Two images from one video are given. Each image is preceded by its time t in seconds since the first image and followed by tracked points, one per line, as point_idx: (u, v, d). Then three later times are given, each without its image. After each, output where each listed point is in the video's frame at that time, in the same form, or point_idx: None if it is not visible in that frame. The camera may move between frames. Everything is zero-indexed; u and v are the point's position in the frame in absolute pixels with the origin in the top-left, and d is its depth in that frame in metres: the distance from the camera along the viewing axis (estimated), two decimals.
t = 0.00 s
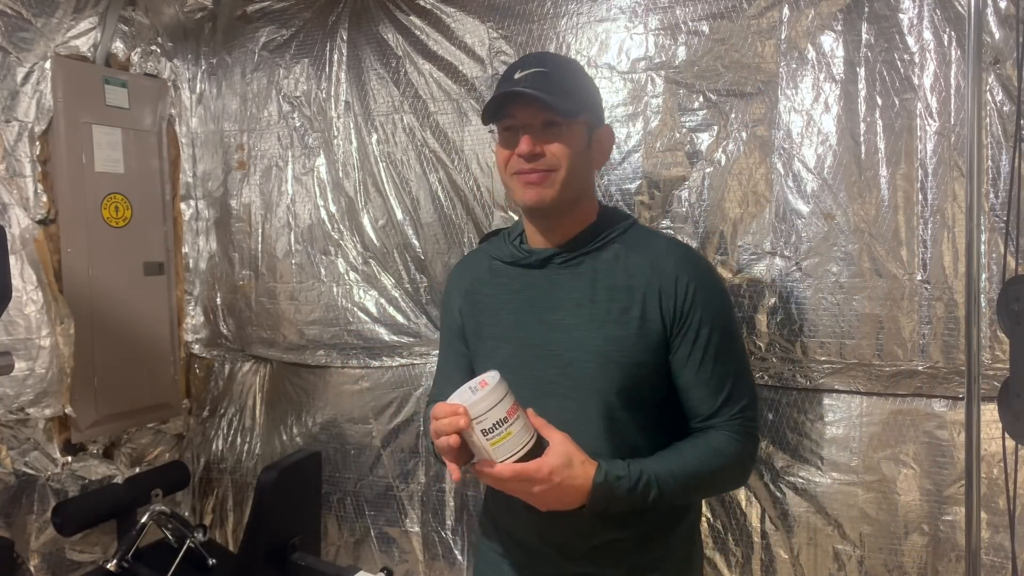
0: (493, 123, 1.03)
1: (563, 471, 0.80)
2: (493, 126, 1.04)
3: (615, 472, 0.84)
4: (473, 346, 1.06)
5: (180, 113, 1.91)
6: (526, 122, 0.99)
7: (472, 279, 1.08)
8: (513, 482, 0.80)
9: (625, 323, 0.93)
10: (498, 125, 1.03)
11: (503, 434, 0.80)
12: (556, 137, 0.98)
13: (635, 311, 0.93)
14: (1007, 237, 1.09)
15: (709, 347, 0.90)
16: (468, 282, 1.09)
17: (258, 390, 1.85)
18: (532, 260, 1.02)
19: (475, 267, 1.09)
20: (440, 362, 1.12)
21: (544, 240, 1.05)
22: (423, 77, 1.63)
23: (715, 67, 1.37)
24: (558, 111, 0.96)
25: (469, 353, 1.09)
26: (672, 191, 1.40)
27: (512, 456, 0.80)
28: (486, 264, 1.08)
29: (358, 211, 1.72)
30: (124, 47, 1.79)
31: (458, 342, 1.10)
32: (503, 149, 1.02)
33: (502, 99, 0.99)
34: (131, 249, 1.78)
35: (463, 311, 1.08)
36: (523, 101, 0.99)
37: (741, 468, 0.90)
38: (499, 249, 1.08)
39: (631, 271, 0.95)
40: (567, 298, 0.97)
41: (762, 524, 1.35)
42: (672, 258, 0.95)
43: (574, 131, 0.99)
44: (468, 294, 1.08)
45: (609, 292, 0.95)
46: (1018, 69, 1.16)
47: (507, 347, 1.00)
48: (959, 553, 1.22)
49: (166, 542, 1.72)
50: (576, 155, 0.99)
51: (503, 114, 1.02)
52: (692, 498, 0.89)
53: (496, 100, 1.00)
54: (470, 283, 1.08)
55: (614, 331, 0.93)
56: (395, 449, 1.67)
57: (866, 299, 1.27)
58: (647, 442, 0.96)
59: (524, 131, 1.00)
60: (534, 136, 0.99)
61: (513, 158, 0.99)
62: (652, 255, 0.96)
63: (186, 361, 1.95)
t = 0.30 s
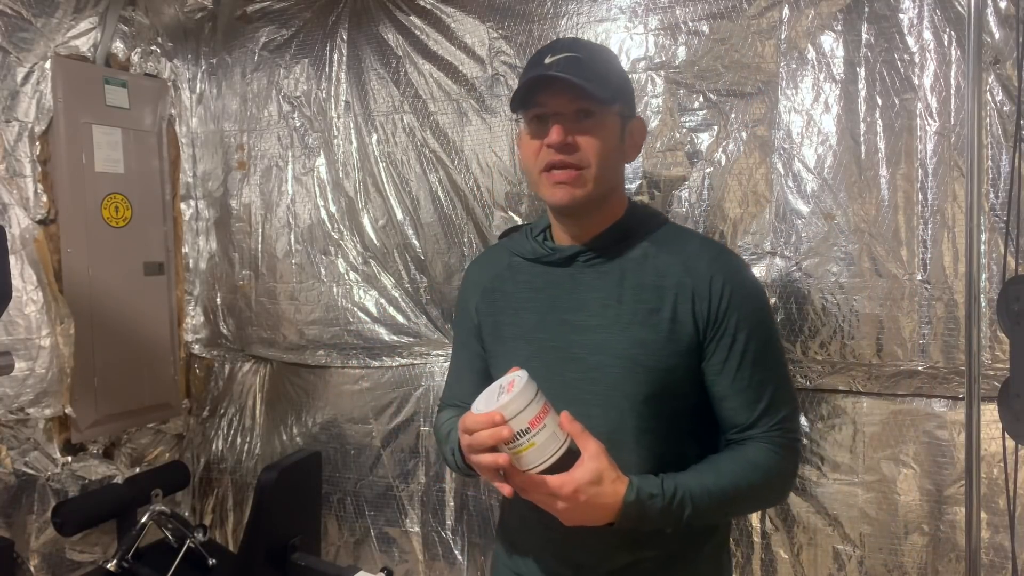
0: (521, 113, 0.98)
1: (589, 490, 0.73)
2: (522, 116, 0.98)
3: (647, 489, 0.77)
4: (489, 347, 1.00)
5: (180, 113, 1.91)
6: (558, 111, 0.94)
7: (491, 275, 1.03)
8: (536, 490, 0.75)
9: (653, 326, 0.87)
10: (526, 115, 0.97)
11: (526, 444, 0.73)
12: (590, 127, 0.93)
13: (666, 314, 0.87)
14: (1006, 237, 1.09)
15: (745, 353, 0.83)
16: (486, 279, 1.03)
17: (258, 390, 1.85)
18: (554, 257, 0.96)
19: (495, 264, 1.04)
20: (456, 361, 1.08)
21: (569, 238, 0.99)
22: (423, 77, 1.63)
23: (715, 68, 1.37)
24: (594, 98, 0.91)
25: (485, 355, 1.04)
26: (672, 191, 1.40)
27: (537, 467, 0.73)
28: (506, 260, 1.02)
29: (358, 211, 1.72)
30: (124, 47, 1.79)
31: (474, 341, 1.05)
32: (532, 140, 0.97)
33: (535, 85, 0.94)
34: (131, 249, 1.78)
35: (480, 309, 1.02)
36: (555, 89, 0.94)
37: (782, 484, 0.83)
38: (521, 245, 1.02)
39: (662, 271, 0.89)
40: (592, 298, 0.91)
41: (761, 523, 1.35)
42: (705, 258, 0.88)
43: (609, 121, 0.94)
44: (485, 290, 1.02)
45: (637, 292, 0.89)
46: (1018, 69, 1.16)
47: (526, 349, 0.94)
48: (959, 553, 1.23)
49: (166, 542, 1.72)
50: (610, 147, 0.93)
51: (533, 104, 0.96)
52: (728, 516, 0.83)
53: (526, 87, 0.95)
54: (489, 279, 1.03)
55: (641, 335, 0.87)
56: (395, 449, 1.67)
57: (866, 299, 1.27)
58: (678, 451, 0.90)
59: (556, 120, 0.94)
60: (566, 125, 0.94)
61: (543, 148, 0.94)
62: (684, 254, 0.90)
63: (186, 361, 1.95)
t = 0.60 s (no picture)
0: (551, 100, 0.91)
1: (629, 495, 0.70)
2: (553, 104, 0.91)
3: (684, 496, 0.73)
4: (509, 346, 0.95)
5: (180, 113, 1.91)
6: (593, 97, 0.88)
7: (510, 270, 0.96)
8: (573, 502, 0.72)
9: (691, 324, 0.81)
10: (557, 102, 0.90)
11: (557, 447, 0.72)
12: (628, 115, 0.87)
13: (706, 310, 0.81)
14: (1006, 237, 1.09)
15: (791, 352, 0.77)
16: (506, 272, 0.97)
17: (258, 390, 1.85)
18: (583, 250, 0.90)
19: (515, 255, 0.97)
20: (472, 360, 1.02)
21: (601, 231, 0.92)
22: (423, 77, 1.63)
23: (715, 68, 1.37)
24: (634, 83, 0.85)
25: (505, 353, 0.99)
26: (672, 191, 1.40)
27: (568, 472, 0.72)
28: (527, 253, 0.96)
29: (358, 211, 1.71)
30: (124, 47, 1.79)
31: (492, 338, 0.99)
32: (565, 129, 0.90)
33: (570, 69, 0.87)
34: (131, 249, 1.78)
35: (500, 307, 0.96)
36: (592, 73, 0.87)
37: (826, 492, 0.77)
38: (544, 237, 0.96)
39: (699, 263, 0.83)
40: (624, 294, 0.86)
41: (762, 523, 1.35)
42: (747, 248, 0.82)
43: (649, 108, 0.87)
44: (505, 286, 0.96)
45: (673, 287, 0.83)
46: (1018, 69, 1.16)
47: (553, 348, 0.89)
48: (958, 553, 1.23)
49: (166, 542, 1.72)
50: (651, 136, 0.87)
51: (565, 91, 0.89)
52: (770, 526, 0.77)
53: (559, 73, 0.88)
54: (509, 273, 0.96)
55: (678, 334, 0.81)
56: (395, 449, 1.67)
57: (866, 299, 1.27)
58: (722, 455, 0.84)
59: (591, 108, 0.88)
60: (603, 113, 0.87)
61: (578, 138, 0.87)
62: (724, 245, 0.84)
63: (186, 361, 1.95)
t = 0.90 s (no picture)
0: (577, 89, 0.90)
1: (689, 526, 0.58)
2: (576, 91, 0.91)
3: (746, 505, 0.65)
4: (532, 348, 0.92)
5: (180, 113, 1.91)
6: (615, 80, 0.86)
7: (537, 268, 0.93)
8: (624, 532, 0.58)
9: (725, 336, 0.78)
10: (580, 91, 0.90)
11: (630, 477, 0.54)
12: (652, 97, 0.84)
13: (740, 322, 0.78)
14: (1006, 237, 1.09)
15: (831, 367, 0.73)
16: (532, 270, 0.94)
17: (258, 390, 1.85)
18: (612, 250, 0.87)
19: (544, 251, 0.95)
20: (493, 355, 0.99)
21: (625, 227, 0.89)
22: (423, 76, 1.63)
23: (715, 68, 1.37)
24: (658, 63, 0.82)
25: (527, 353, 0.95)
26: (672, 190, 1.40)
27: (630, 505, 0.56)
28: (556, 252, 0.93)
29: (358, 211, 1.71)
30: (124, 47, 1.79)
31: (514, 336, 0.96)
32: (586, 114, 0.88)
33: (590, 51, 0.86)
34: (131, 249, 1.77)
35: (523, 306, 0.93)
36: (613, 55, 0.86)
37: (871, 517, 0.72)
38: (574, 235, 0.93)
39: (735, 272, 0.80)
40: (651, 301, 0.83)
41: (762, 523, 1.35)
42: (786, 257, 0.78)
43: (674, 90, 0.84)
44: (531, 285, 0.93)
45: (707, 295, 0.80)
46: (1018, 69, 1.16)
47: (575, 352, 0.86)
48: (958, 553, 1.23)
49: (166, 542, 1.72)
50: (675, 120, 0.84)
51: (586, 76, 0.89)
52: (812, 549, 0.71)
53: (580, 57, 0.88)
54: (536, 271, 0.93)
55: (710, 346, 0.78)
56: (395, 449, 1.67)
57: (866, 299, 1.27)
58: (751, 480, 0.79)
59: (612, 91, 0.86)
60: (624, 96, 0.85)
61: (597, 121, 0.85)
62: (761, 253, 0.80)
63: (186, 361, 1.95)
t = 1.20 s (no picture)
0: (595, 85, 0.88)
1: (708, 540, 0.59)
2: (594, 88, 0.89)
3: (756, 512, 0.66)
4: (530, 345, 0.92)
5: (180, 113, 1.90)
6: (641, 83, 0.86)
7: (538, 266, 0.93)
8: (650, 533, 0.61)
9: (727, 335, 0.78)
10: (598, 84, 0.88)
11: (657, 480, 0.58)
12: (677, 104, 0.85)
13: (743, 321, 0.78)
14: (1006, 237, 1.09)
15: (833, 368, 0.74)
16: (534, 267, 0.94)
17: (258, 390, 1.85)
18: (614, 248, 0.86)
19: (545, 249, 0.95)
20: (490, 351, 0.99)
21: (630, 225, 0.89)
22: (423, 76, 1.63)
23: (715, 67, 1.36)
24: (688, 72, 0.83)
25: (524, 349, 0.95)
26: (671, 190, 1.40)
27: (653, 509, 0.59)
28: (558, 249, 0.93)
29: (358, 210, 1.71)
30: (123, 47, 1.79)
31: (511, 332, 0.96)
32: (608, 113, 0.87)
33: (620, 51, 0.85)
34: (130, 249, 1.77)
35: (523, 303, 0.93)
36: (640, 57, 0.85)
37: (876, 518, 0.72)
38: (576, 233, 0.93)
39: (739, 271, 0.80)
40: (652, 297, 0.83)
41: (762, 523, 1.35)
42: (790, 258, 0.79)
43: (698, 100, 0.86)
44: (531, 282, 0.93)
45: (710, 294, 0.80)
46: (1018, 69, 1.16)
47: (576, 349, 0.86)
48: (958, 553, 1.23)
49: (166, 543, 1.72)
50: (698, 129, 0.85)
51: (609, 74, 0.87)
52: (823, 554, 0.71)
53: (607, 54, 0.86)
54: (537, 268, 0.93)
55: (712, 346, 0.78)
56: (395, 449, 1.67)
57: (866, 299, 1.27)
58: (752, 482, 0.79)
59: (638, 93, 0.85)
60: (650, 99, 0.85)
61: (622, 123, 0.84)
62: (765, 254, 0.80)
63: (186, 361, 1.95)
